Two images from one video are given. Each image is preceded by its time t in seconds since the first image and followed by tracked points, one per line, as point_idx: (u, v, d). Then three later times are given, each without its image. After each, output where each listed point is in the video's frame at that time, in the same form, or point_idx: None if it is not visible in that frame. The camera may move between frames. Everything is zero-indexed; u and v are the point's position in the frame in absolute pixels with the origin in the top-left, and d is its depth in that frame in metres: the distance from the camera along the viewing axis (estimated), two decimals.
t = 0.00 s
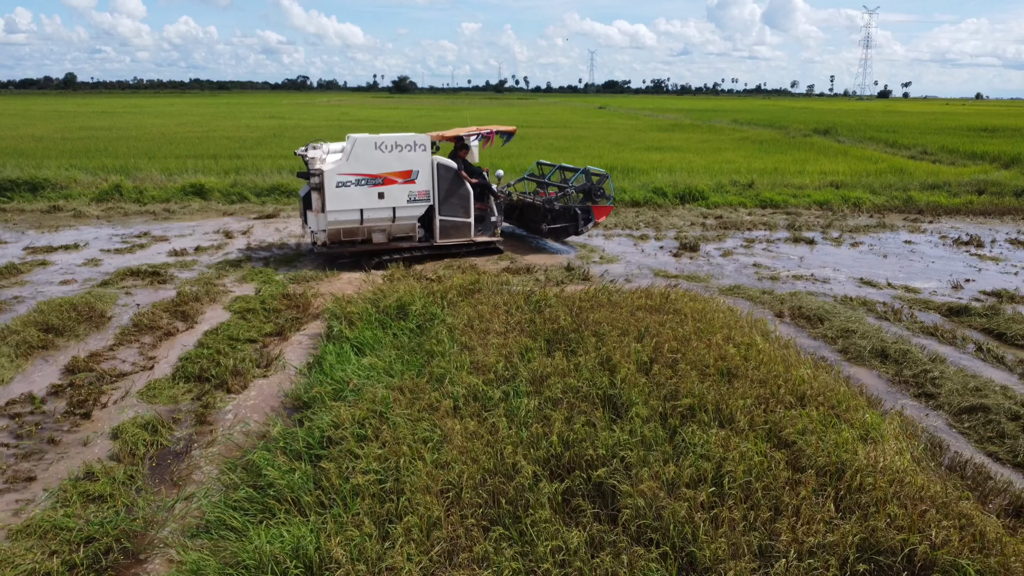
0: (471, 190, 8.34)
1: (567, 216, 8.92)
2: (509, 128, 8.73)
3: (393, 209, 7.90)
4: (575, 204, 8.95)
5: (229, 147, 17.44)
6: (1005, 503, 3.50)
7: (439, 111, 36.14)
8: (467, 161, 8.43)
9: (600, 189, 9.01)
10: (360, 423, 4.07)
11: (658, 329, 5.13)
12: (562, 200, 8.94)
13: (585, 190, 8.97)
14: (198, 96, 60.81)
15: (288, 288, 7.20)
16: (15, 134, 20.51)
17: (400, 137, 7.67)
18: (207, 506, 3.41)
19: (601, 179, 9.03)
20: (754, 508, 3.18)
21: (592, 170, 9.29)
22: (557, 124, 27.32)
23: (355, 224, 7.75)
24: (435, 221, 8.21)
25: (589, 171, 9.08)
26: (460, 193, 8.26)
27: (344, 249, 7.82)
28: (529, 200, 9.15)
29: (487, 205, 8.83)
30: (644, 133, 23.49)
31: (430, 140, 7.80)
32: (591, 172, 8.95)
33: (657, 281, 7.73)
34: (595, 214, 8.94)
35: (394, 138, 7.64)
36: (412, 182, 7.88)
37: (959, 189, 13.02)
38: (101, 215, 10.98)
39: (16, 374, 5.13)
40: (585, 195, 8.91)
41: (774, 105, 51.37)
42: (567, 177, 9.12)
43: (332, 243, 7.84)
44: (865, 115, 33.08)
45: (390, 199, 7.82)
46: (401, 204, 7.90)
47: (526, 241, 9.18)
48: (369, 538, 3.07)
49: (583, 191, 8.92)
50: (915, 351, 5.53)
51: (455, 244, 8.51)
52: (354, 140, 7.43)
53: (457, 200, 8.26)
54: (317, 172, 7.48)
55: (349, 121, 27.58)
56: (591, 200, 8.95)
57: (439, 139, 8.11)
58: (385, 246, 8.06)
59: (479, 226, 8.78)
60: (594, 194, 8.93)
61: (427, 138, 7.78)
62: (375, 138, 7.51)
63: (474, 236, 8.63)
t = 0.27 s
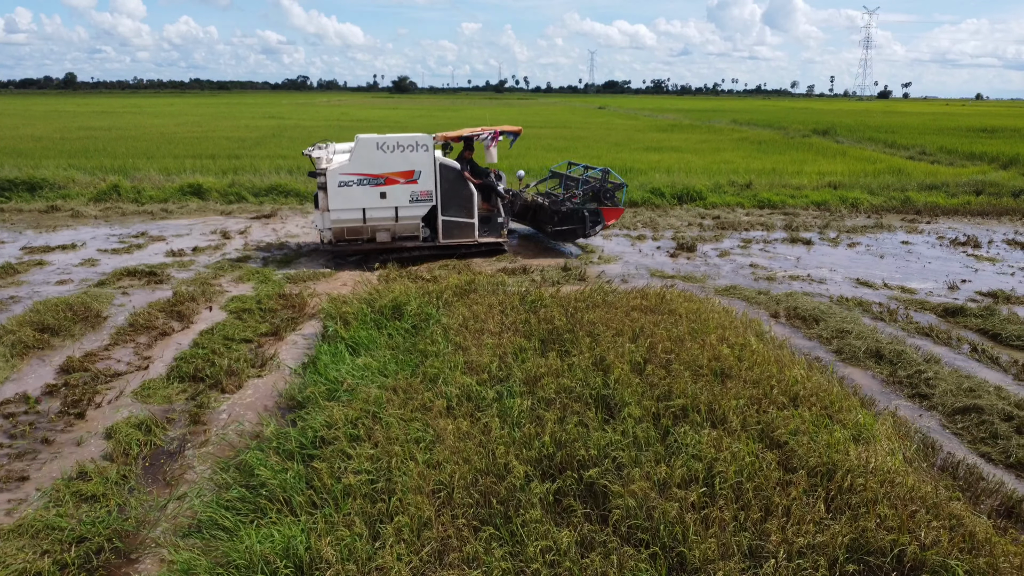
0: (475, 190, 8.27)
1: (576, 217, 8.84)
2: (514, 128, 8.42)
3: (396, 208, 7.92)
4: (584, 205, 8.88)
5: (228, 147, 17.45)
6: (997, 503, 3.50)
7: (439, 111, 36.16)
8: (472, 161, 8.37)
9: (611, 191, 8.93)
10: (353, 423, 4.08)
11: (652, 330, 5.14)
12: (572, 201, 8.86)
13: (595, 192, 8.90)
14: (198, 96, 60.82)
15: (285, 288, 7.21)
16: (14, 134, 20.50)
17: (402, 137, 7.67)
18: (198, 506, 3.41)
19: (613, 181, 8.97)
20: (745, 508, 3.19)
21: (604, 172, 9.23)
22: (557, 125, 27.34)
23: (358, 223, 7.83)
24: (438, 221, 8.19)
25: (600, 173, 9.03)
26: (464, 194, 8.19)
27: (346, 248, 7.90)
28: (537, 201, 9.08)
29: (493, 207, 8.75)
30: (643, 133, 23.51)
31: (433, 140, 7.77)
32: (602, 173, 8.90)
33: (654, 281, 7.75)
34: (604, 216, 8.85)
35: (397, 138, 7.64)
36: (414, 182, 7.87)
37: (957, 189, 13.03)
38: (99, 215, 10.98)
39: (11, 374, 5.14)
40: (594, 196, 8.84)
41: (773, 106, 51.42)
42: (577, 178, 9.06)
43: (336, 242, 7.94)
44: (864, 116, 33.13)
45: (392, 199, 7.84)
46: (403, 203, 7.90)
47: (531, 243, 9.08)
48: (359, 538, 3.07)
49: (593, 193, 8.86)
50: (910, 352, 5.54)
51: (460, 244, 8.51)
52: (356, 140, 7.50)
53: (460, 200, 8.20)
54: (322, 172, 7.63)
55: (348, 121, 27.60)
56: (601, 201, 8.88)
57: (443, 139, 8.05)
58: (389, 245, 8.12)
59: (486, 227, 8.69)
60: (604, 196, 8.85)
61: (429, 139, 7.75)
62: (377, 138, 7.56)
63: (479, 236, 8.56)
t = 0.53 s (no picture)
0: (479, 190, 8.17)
1: (584, 220, 8.76)
2: (517, 128, 8.24)
3: (399, 208, 7.98)
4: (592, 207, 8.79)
5: (227, 148, 17.46)
6: (992, 503, 3.51)
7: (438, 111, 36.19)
8: (478, 161, 8.21)
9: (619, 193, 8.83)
10: (350, 423, 4.08)
11: (649, 330, 5.15)
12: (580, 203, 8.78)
13: (603, 193, 8.81)
14: (198, 95, 60.85)
15: (283, 288, 7.21)
16: (13, 134, 20.52)
17: (406, 137, 7.73)
18: (195, 506, 3.42)
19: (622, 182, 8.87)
20: (740, 508, 3.19)
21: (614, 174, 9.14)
22: (556, 125, 27.36)
23: (363, 222, 7.95)
24: (441, 221, 8.18)
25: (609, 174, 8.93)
26: (467, 193, 8.11)
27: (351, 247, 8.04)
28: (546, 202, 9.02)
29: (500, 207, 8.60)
30: (642, 133, 23.53)
31: (436, 141, 7.78)
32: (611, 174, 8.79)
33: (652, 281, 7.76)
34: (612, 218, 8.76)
35: (400, 138, 7.72)
36: (417, 182, 7.90)
37: (956, 189, 13.04)
38: (98, 216, 10.99)
39: (9, 373, 5.15)
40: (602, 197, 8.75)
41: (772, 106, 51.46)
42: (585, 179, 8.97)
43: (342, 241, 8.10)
44: (862, 116, 33.16)
45: (395, 199, 7.90)
46: (406, 203, 7.95)
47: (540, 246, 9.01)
48: (354, 538, 3.07)
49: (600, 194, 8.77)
50: (907, 352, 5.55)
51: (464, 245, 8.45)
52: (360, 141, 7.64)
53: (464, 200, 8.13)
54: (329, 172, 7.84)
55: (348, 121, 27.62)
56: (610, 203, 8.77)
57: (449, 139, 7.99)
58: (394, 244, 8.21)
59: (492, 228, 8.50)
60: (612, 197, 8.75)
61: (433, 139, 7.76)
62: (380, 138, 7.67)
63: (484, 237, 8.44)
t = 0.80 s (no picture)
0: (482, 191, 8.12)
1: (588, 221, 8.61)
2: (522, 128, 8.24)
3: (405, 208, 8.11)
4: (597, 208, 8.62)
5: (227, 148, 17.46)
6: (990, 503, 3.51)
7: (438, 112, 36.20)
8: (483, 161, 8.09)
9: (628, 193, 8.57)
10: (348, 422, 4.09)
11: (647, 330, 5.15)
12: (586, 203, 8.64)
13: (609, 193, 8.59)
14: (197, 95, 60.87)
15: (282, 288, 7.22)
16: (13, 134, 20.51)
17: (410, 137, 7.83)
18: (193, 505, 3.42)
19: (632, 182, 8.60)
20: (737, 508, 3.20)
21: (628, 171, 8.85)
22: (556, 125, 27.37)
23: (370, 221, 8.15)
24: (445, 222, 8.20)
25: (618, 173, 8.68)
26: (471, 194, 8.08)
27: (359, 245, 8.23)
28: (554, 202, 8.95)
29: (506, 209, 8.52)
30: (642, 134, 23.54)
31: (440, 141, 7.82)
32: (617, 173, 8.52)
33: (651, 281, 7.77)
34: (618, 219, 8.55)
35: (405, 139, 7.83)
36: (422, 182, 7.98)
37: (956, 190, 13.04)
38: (98, 216, 10.99)
39: (9, 373, 5.15)
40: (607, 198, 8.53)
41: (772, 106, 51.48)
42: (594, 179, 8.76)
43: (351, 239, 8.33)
44: (862, 116, 33.17)
45: (400, 199, 8.03)
46: (411, 203, 8.06)
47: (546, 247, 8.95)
48: (352, 537, 3.08)
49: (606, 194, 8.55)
50: (906, 352, 5.55)
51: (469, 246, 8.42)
52: (365, 141, 7.82)
53: (467, 200, 8.11)
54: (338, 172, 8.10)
55: (348, 121, 27.63)
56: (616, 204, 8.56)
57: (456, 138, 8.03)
58: (401, 243, 8.32)
59: (498, 229, 8.45)
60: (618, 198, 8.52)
61: (436, 139, 7.81)
62: (385, 139, 7.81)
63: (488, 238, 8.38)
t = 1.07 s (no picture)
0: (487, 192, 8.06)
1: (593, 219, 8.54)
2: (529, 129, 8.34)
3: (411, 207, 8.16)
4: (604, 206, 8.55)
5: (227, 148, 17.47)
6: (989, 503, 3.52)
7: (437, 112, 36.21)
8: (489, 161, 8.04)
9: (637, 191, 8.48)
10: (348, 422, 4.09)
11: (647, 330, 5.16)
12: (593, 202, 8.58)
13: (615, 192, 8.47)
14: (197, 95, 60.92)
15: (283, 288, 7.22)
16: (12, 134, 20.53)
17: (417, 137, 7.88)
18: (193, 505, 3.43)
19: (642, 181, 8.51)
20: (737, 508, 3.20)
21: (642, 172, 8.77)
22: (555, 125, 27.39)
23: (377, 220, 8.27)
24: (451, 222, 8.20)
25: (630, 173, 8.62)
26: (476, 195, 8.03)
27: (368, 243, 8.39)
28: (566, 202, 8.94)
29: (513, 211, 8.45)
30: (641, 134, 23.56)
31: (445, 141, 7.82)
32: (627, 171, 8.47)
33: (651, 281, 7.78)
34: (623, 219, 8.42)
35: (412, 139, 7.89)
36: (427, 182, 8.01)
37: (955, 190, 13.05)
38: (98, 216, 11.00)
39: (9, 372, 5.17)
40: (614, 195, 8.45)
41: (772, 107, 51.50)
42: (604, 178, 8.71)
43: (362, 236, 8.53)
44: (862, 116, 33.19)
45: (407, 199, 8.11)
46: (416, 203, 8.10)
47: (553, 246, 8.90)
48: (352, 536, 3.08)
49: (614, 192, 8.48)
50: (905, 352, 5.56)
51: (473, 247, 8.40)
52: (374, 141, 7.97)
53: (472, 201, 8.08)
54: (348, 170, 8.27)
55: (347, 121, 27.64)
56: (623, 202, 8.45)
57: (464, 139, 8.07)
58: (408, 242, 8.41)
59: (503, 231, 8.38)
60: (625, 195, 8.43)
61: (441, 139, 7.82)
62: (392, 139, 7.92)
63: (493, 240, 8.32)
